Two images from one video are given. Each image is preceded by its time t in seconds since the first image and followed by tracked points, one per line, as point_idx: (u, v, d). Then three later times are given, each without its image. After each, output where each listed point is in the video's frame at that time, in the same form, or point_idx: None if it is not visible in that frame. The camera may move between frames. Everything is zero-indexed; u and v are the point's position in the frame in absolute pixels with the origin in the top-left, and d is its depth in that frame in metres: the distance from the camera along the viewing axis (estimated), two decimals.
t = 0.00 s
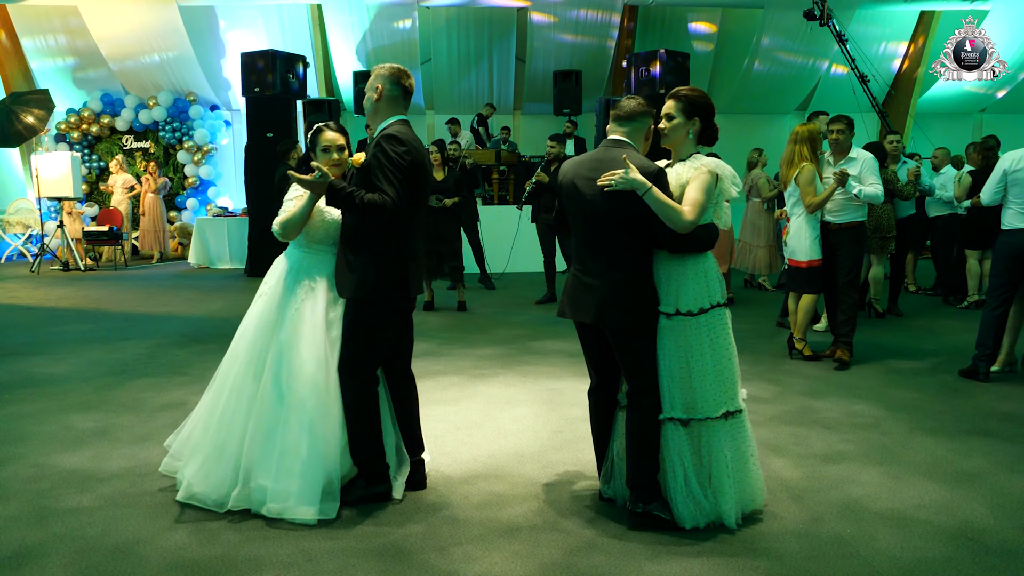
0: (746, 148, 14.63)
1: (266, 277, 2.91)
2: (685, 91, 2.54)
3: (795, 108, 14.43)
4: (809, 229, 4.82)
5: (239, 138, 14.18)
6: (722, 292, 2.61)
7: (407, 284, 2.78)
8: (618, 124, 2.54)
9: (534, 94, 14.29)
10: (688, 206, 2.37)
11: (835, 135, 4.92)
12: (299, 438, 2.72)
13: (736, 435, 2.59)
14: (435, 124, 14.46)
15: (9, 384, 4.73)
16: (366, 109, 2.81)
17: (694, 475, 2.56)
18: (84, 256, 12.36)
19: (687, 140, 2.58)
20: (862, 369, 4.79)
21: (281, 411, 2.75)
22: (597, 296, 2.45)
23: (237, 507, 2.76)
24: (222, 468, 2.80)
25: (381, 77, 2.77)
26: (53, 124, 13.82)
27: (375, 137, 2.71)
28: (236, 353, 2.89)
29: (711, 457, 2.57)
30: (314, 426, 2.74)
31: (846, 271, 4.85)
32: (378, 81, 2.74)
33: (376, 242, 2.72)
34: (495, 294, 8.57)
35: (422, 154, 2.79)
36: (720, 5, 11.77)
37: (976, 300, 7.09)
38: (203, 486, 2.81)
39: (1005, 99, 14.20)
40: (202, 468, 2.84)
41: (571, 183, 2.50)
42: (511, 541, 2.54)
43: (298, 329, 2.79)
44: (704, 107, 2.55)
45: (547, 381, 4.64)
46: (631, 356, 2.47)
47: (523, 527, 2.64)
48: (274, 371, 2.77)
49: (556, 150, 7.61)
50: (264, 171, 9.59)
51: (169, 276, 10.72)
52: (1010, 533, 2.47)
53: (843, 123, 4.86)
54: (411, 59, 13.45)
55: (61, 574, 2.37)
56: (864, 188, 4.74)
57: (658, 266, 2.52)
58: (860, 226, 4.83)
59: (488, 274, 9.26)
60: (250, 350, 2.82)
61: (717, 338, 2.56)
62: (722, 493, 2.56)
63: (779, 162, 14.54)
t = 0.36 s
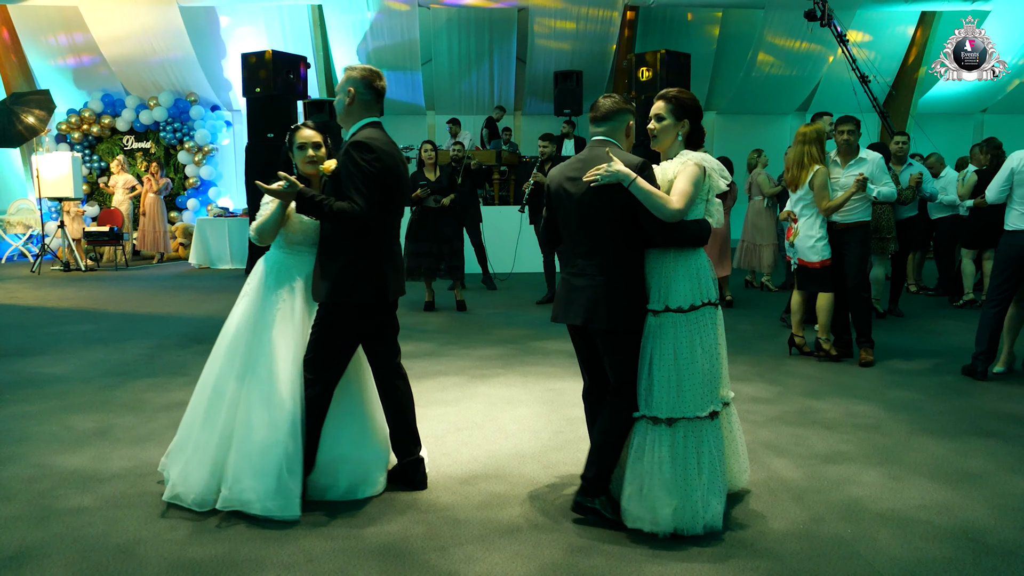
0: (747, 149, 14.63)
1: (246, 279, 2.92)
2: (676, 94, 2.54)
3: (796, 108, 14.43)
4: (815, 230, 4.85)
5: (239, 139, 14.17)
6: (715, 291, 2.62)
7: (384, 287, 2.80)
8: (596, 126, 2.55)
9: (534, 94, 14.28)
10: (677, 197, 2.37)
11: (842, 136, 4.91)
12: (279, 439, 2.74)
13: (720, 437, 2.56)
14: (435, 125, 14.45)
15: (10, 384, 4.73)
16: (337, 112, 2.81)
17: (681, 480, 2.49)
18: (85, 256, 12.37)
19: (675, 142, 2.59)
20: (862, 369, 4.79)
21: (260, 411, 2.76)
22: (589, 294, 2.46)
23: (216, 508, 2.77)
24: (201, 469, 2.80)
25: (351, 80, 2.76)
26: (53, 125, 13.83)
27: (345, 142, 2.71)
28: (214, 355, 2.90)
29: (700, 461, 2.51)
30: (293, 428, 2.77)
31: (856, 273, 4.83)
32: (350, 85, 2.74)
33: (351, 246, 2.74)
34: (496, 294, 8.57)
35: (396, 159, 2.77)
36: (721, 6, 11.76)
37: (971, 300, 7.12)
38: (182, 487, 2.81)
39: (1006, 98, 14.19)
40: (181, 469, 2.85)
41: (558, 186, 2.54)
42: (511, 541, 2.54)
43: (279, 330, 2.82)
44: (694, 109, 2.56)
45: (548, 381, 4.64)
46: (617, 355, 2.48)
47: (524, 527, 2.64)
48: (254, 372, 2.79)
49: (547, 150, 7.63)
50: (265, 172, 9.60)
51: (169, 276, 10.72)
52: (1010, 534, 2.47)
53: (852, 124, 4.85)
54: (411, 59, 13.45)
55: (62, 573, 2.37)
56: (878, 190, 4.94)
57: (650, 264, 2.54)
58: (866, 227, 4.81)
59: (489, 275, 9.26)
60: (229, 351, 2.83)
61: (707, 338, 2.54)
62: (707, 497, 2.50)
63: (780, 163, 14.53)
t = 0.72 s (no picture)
0: (748, 148, 14.64)
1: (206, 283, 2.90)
2: (679, 92, 2.52)
3: (797, 108, 14.43)
4: (830, 229, 4.84)
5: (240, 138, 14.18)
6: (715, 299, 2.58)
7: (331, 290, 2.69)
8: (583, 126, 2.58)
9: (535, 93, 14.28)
10: (661, 199, 2.37)
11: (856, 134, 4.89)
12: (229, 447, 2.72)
13: (707, 451, 2.50)
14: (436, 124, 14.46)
15: (10, 384, 4.73)
16: (274, 112, 2.71)
17: (666, 495, 2.44)
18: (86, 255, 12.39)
19: (675, 140, 2.57)
20: (863, 369, 4.79)
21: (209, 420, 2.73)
22: (575, 301, 2.48)
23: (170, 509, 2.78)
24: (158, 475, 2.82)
25: (285, 81, 2.64)
26: (54, 124, 13.83)
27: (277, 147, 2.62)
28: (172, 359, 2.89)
29: (683, 476, 2.46)
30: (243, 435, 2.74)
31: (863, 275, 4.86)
32: (283, 89, 2.63)
33: (290, 249, 2.64)
34: (497, 294, 8.57)
35: (332, 160, 2.63)
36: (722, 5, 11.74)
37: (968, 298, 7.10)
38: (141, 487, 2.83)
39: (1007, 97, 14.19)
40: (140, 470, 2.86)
41: (548, 191, 2.61)
42: (512, 541, 2.53)
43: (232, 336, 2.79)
44: (696, 108, 2.53)
45: (549, 381, 4.64)
46: (601, 362, 2.52)
47: (524, 527, 2.64)
48: (201, 381, 2.76)
49: (543, 150, 7.64)
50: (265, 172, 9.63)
51: (170, 276, 10.74)
52: (1011, 533, 2.47)
53: (866, 122, 4.84)
54: (412, 59, 13.46)
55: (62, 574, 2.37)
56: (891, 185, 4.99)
57: (643, 270, 2.52)
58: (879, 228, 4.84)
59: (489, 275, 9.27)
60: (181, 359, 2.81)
61: (696, 349, 2.50)
62: (690, 513, 2.44)
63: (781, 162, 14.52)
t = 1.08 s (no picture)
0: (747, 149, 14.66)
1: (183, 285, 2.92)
2: (678, 88, 2.51)
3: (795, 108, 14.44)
4: (845, 230, 4.83)
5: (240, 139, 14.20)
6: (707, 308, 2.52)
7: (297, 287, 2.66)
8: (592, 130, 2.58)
9: (534, 93, 14.29)
10: (633, 202, 2.37)
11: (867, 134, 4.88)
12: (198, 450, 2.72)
13: (682, 463, 2.41)
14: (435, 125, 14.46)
15: (8, 385, 4.73)
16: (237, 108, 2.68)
17: (630, 501, 2.44)
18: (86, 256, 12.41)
19: (673, 138, 2.54)
20: (861, 369, 4.78)
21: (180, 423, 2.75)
22: (561, 305, 2.55)
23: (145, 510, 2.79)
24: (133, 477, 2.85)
25: (244, 77, 2.61)
26: (53, 125, 13.83)
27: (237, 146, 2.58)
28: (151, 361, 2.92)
29: (649, 485, 2.43)
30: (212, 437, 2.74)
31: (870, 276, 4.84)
32: (243, 86, 2.59)
33: (253, 248, 2.61)
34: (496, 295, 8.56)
35: (290, 154, 2.59)
36: (721, 6, 11.72)
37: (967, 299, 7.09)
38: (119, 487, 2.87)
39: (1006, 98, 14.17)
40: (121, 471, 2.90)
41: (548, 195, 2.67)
42: (509, 542, 2.53)
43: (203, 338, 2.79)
44: (695, 105, 2.50)
45: (547, 382, 4.63)
46: (586, 366, 2.58)
47: (522, 528, 2.64)
48: (173, 383, 2.77)
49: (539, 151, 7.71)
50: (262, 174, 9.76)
51: (169, 277, 10.75)
52: (1009, 534, 2.47)
53: (877, 121, 4.84)
54: (411, 60, 13.44)
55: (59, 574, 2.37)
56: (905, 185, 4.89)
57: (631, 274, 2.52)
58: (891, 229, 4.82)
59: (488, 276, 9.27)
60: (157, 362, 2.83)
61: (676, 356, 2.44)
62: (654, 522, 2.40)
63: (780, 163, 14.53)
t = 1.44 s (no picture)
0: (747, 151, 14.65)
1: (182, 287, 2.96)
2: (671, 90, 2.48)
3: (794, 109, 14.44)
4: (846, 232, 4.81)
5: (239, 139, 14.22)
6: (705, 313, 2.51)
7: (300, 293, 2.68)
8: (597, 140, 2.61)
9: (533, 94, 14.29)
10: (624, 213, 2.37)
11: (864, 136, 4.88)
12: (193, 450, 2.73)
13: (670, 467, 2.40)
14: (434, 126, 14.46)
15: (6, 387, 4.74)
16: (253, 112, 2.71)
17: (614, 504, 2.46)
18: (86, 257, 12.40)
19: (672, 143, 2.53)
20: (858, 371, 4.79)
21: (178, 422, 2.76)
22: (562, 308, 2.57)
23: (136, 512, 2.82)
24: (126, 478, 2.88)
25: (264, 78, 2.65)
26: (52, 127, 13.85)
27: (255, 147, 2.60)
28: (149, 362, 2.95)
29: (636, 487, 2.43)
30: (207, 440, 2.76)
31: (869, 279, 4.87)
32: (263, 85, 2.63)
33: (263, 251, 2.62)
34: (496, 296, 8.56)
35: (306, 159, 2.60)
36: (720, 7, 11.73)
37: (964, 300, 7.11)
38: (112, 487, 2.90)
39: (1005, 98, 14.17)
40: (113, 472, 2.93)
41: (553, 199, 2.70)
42: (505, 545, 2.54)
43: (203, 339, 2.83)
44: (690, 109, 2.49)
45: (544, 384, 4.64)
46: (584, 367, 2.61)
47: (517, 530, 2.65)
48: (171, 385, 2.78)
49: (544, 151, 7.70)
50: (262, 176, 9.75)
51: (168, 278, 10.75)
52: (1003, 536, 2.47)
53: (873, 124, 4.84)
54: (411, 61, 13.44)
55: None
56: (900, 184, 4.88)
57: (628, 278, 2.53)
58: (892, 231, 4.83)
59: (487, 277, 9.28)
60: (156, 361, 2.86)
61: (669, 361, 2.43)
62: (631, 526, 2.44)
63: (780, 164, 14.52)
